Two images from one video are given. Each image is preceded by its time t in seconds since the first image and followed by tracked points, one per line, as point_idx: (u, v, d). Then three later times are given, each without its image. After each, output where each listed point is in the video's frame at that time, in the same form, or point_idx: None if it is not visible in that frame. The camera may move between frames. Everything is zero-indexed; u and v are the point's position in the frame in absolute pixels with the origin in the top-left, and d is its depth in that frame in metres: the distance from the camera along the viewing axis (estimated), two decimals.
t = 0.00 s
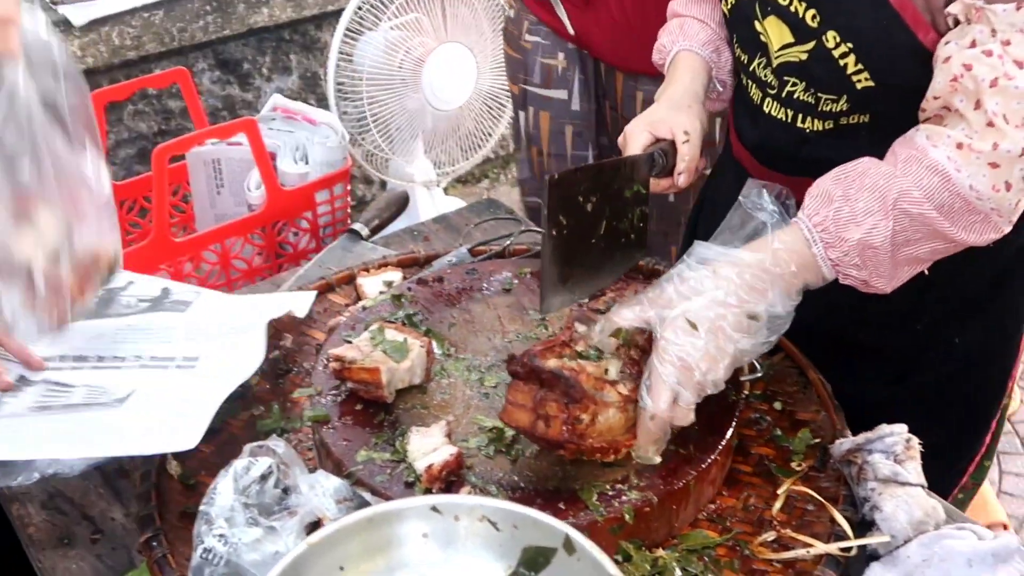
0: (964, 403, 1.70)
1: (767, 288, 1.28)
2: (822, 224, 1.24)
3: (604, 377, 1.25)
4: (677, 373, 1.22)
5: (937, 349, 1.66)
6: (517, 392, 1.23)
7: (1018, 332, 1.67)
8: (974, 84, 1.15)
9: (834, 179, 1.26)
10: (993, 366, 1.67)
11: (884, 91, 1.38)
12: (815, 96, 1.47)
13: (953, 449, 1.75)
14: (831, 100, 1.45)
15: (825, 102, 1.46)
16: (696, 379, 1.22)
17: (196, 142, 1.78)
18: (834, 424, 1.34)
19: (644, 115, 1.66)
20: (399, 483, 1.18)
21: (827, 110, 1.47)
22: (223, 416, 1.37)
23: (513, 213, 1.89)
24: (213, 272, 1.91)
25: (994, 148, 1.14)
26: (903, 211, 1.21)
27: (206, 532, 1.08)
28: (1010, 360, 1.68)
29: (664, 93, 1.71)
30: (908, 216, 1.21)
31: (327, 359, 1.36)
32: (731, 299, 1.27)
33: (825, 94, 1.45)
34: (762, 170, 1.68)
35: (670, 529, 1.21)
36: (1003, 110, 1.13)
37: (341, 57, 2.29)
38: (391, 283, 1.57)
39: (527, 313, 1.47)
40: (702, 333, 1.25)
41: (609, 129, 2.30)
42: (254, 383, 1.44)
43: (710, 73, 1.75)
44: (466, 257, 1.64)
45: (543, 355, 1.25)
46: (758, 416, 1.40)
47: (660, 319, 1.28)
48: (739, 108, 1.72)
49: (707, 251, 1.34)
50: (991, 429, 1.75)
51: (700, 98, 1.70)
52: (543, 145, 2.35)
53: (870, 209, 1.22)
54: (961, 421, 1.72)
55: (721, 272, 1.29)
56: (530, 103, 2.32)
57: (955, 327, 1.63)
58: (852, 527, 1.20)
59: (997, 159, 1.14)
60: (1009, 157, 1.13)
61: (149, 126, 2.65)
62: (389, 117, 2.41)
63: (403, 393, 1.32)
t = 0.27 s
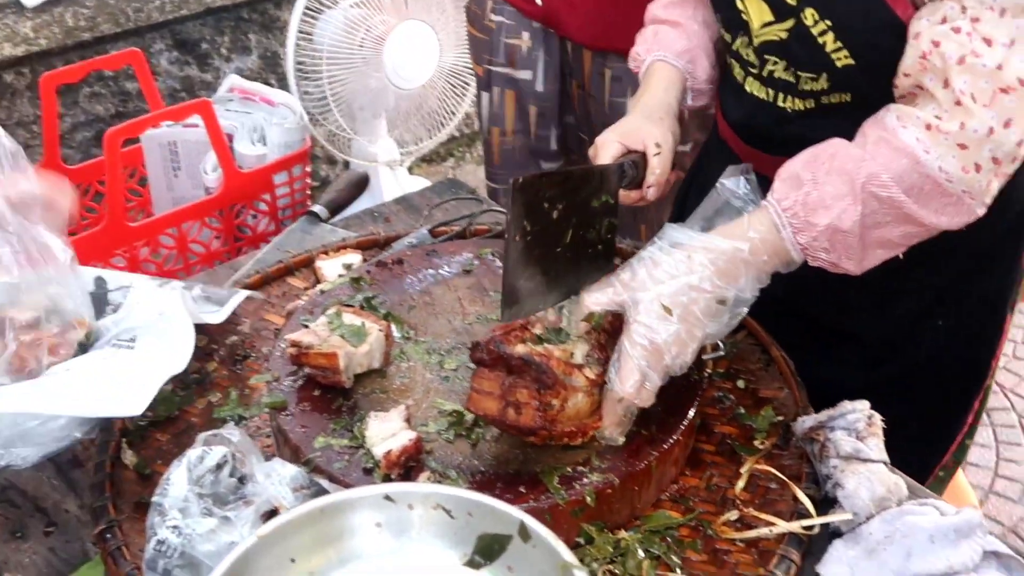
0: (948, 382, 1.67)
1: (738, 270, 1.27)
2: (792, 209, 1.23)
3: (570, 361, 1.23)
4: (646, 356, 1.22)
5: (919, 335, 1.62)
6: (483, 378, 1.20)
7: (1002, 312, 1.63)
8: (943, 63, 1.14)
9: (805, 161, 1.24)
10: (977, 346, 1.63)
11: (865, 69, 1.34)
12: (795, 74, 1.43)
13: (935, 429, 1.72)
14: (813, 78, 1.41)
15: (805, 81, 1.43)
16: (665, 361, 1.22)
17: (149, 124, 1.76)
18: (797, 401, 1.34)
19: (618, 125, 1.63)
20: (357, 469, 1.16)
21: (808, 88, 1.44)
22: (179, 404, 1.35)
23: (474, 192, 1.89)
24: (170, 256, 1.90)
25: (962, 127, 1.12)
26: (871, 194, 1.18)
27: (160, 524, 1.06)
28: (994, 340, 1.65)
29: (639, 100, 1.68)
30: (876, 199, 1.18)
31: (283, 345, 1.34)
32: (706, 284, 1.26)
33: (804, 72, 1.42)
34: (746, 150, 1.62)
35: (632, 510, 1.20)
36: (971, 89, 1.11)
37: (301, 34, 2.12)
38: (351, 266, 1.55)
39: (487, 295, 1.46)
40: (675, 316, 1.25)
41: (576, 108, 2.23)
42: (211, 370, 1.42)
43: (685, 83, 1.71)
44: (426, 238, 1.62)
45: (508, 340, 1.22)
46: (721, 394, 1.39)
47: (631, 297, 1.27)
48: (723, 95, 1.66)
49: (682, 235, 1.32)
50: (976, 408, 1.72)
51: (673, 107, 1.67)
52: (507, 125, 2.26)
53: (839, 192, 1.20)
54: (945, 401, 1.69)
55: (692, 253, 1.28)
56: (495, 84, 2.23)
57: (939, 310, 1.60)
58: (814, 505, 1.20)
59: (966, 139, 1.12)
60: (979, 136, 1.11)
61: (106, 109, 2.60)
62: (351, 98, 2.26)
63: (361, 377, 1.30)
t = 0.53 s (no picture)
0: (895, 336, 1.63)
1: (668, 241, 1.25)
2: (727, 176, 1.21)
3: (505, 334, 1.19)
4: (585, 327, 1.20)
5: (861, 292, 1.57)
6: (416, 352, 1.17)
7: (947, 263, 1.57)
8: (870, 25, 1.11)
9: (738, 125, 1.22)
10: (922, 300, 1.58)
11: (795, 31, 1.32)
12: (726, 36, 1.40)
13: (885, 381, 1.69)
14: (744, 41, 1.39)
15: (737, 43, 1.40)
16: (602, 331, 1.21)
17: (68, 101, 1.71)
18: (732, 370, 1.33)
19: (578, 75, 1.63)
20: (287, 452, 1.12)
21: (740, 51, 1.41)
22: (103, 388, 1.31)
23: (406, 165, 1.87)
24: (93, 237, 1.86)
25: (891, 88, 1.09)
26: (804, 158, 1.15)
27: (80, 514, 1.03)
28: (940, 292, 1.60)
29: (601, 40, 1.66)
30: (809, 162, 1.16)
31: (208, 326, 1.30)
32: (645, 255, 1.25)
33: (736, 34, 1.39)
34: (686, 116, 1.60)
35: (568, 485, 1.18)
36: (900, 49, 1.09)
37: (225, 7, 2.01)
38: (278, 244, 1.52)
39: (419, 270, 1.44)
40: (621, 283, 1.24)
41: (510, 81, 2.19)
42: (136, 353, 1.38)
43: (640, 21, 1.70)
44: (357, 214, 1.60)
45: (441, 312, 1.18)
46: (657, 365, 1.38)
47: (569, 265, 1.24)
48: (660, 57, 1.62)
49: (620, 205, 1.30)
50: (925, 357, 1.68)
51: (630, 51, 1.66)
52: (439, 101, 2.22)
53: (772, 156, 1.17)
54: (893, 354, 1.65)
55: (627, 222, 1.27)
56: (427, 59, 2.16)
57: (880, 266, 1.54)
58: (750, 475, 1.19)
59: (896, 100, 1.10)
60: (909, 97, 1.09)
61: (26, 86, 2.52)
62: (281, 71, 2.17)
63: (289, 357, 1.27)
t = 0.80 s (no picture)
0: (827, 311, 1.62)
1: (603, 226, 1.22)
2: (651, 154, 1.17)
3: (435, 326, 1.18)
4: (511, 316, 1.18)
5: (792, 264, 1.57)
6: (344, 353, 1.13)
7: (878, 237, 1.58)
8: None
9: (661, 106, 1.18)
10: (853, 273, 1.58)
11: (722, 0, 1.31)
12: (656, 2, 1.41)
13: (817, 358, 1.68)
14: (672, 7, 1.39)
15: (666, 9, 1.40)
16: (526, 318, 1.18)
17: None
18: (671, 352, 1.32)
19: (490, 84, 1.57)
20: (217, 447, 1.09)
21: (669, 17, 1.41)
22: (26, 387, 1.26)
23: (337, 153, 1.85)
24: (16, 232, 1.80)
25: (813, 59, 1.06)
26: (729, 134, 1.12)
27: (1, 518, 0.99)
28: (870, 267, 1.60)
29: (516, 44, 1.62)
30: (733, 139, 1.12)
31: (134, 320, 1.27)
32: (569, 240, 1.21)
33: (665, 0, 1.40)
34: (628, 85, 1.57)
35: (507, 474, 1.17)
36: (823, 19, 1.06)
37: None
38: (206, 236, 1.49)
39: (352, 259, 1.41)
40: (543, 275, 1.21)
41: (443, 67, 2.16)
42: (60, 351, 1.33)
43: (560, 24, 1.68)
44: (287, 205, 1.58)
45: (364, 311, 1.16)
46: (595, 349, 1.37)
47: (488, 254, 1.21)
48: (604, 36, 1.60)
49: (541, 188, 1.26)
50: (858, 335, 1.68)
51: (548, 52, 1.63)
52: (375, 87, 2.16)
53: (697, 134, 1.14)
54: (825, 330, 1.64)
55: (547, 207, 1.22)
56: (360, 45, 2.11)
57: (811, 236, 1.54)
58: (690, 456, 1.18)
59: (817, 72, 1.07)
60: (831, 67, 1.06)
61: None
62: (212, 59, 2.12)
63: (219, 350, 1.24)
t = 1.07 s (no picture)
0: (802, 296, 1.63)
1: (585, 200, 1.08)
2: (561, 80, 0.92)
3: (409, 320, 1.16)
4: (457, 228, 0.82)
5: (771, 249, 1.58)
6: (322, 351, 1.13)
7: (853, 223, 1.59)
8: None
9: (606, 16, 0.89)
10: (827, 258, 1.60)
11: None
12: None
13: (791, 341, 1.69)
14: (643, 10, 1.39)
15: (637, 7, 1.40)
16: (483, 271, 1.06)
17: None
18: (648, 345, 1.33)
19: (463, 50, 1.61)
20: (197, 448, 1.08)
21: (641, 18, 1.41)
22: (2, 390, 1.25)
23: (311, 148, 1.84)
24: None
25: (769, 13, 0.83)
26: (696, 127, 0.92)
27: None
28: (844, 252, 1.62)
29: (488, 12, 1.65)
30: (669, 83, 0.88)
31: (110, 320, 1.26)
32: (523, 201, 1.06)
33: None
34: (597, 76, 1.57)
35: (488, 469, 1.17)
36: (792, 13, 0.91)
37: None
38: (182, 234, 1.48)
39: (328, 255, 1.41)
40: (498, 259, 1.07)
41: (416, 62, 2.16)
42: (36, 352, 1.33)
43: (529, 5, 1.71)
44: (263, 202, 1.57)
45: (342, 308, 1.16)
46: (573, 342, 1.38)
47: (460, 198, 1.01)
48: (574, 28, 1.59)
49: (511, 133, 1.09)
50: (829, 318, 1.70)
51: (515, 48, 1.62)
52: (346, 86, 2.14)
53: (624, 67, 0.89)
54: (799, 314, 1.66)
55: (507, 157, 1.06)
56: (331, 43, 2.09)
57: (789, 222, 1.55)
58: (670, 448, 1.19)
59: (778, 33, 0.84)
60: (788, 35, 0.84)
61: None
62: (183, 57, 2.10)
63: (196, 349, 1.24)
